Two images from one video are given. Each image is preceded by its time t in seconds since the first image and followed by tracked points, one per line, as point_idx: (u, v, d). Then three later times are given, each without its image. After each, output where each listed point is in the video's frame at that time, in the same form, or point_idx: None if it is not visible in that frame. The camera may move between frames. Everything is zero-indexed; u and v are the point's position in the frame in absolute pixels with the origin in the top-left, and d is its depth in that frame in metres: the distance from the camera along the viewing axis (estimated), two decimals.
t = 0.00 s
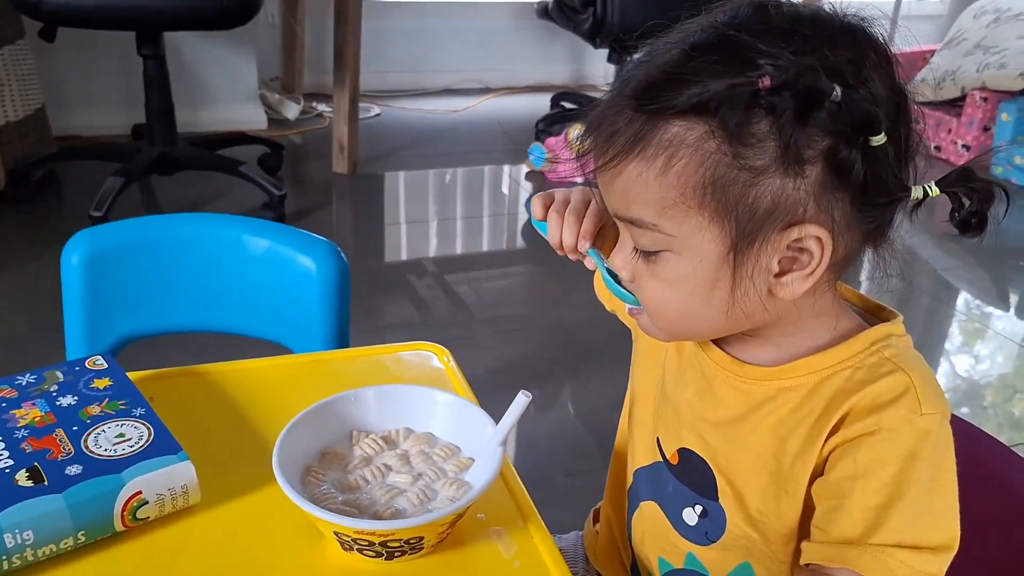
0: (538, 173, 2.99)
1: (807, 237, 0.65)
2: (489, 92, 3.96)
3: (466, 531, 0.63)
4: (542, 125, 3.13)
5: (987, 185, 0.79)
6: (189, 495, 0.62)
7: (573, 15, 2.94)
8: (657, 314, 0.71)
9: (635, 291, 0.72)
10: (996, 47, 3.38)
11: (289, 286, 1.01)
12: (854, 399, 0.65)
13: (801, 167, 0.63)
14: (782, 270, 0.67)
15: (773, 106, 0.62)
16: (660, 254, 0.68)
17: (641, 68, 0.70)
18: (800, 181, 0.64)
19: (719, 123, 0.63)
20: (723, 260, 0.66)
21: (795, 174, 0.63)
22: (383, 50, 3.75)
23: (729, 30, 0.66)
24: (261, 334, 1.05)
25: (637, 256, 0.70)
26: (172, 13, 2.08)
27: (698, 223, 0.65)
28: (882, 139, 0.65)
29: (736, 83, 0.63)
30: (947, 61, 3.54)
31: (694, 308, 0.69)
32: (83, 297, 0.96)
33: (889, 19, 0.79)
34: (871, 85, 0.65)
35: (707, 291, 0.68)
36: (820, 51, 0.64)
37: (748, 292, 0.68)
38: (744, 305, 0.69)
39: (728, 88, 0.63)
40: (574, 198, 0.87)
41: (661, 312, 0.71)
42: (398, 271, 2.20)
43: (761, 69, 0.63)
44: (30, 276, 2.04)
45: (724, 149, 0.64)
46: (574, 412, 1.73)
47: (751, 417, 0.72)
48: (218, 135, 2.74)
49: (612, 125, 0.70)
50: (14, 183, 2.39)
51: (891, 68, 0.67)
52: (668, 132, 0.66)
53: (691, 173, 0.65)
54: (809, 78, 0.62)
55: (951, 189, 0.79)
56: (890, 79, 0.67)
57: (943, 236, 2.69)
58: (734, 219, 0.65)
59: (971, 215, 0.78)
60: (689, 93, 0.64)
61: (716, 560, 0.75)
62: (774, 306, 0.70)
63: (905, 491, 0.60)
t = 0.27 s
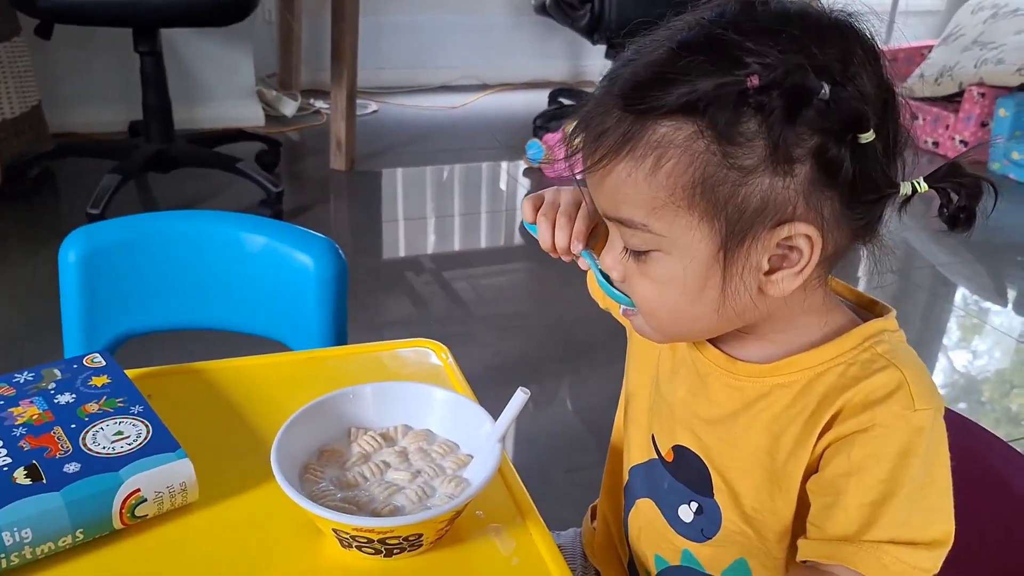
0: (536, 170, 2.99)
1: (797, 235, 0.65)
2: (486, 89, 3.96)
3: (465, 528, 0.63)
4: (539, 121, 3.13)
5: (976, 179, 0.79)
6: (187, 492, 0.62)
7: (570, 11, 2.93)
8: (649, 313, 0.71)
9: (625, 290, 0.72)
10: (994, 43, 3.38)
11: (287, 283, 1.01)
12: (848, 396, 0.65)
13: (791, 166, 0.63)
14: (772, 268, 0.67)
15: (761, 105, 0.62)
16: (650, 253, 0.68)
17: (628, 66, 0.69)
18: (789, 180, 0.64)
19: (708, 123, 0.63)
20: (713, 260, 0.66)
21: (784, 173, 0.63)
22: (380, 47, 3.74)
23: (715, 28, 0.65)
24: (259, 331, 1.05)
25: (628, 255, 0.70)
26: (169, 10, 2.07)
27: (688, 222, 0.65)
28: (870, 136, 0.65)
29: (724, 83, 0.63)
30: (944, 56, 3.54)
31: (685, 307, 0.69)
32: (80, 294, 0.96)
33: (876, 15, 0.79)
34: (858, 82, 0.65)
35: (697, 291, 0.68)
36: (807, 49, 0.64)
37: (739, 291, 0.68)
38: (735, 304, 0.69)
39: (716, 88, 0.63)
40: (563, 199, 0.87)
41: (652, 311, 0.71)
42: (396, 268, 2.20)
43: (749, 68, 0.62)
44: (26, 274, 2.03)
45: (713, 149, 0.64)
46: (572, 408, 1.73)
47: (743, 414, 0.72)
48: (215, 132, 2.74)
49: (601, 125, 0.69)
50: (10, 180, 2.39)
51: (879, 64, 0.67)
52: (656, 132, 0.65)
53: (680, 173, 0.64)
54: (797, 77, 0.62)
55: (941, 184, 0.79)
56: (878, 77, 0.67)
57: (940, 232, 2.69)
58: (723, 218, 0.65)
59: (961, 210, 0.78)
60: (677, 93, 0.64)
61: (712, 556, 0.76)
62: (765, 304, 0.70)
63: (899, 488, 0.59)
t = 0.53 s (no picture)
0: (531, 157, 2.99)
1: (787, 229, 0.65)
2: (478, 77, 3.95)
3: (467, 519, 0.63)
4: (533, 108, 3.12)
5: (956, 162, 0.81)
6: (193, 488, 0.63)
7: None
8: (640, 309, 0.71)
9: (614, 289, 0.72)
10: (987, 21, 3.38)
11: (286, 278, 1.01)
12: (839, 377, 0.66)
13: (779, 161, 0.64)
14: (763, 260, 0.68)
15: (750, 103, 0.62)
16: (641, 253, 0.68)
17: (608, 67, 0.69)
18: (778, 175, 0.64)
19: (696, 123, 0.63)
20: (705, 257, 0.66)
21: (773, 169, 0.64)
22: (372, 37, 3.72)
23: (697, 25, 0.65)
24: (259, 326, 1.05)
25: (617, 255, 0.69)
26: (161, 5, 2.07)
27: (679, 222, 0.65)
28: (855, 128, 0.66)
29: (711, 82, 0.63)
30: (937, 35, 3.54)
31: (677, 304, 0.69)
32: (80, 293, 0.96)
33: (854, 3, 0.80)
34: (841, 74, 0.65)
35: (689, 287, 0.68)
36: (791, 45, 0.64)
37: (730, 286, 0.68)
38: (726, 296, 0.69)
39: (704, 87, 0.63)
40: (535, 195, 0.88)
41: (644, 307, 0.71)
42: (393, 259, 2.20)
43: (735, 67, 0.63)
44: (24, 273, 2.03)
45: (702, 148, 0.64)
46: (571, 394, 1.74)
47: (734, 398, 0.73)
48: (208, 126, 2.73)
49: (586, 127, 0.69)
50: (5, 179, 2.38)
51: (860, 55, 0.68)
52: (643, 134, 0.65)
53: (670, 174, 0.64)
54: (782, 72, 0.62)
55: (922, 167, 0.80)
56: (860, 66, 0.67)
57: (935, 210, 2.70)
58: (714, 216, 0.65)
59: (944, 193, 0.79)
60: (664, 94, 0.64)
61: (709, 536, 0.76)
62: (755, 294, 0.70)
63: (891, 466, 0.60)
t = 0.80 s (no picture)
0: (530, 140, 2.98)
1: (791, 212, 0.65)
2: (476, 59, 3.93)
3: (469, 506, 0.64)
4: (532, 90, 3.11)
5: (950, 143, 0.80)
6: (195, 479, 0.63)
7: None
8: (639, 291, 0.70)
9: (613, 270, 0.71)
10: None
11: (285, 267, 1.01)
12: (819, 387, 0.64)
13: (786, 144, 0.63)
14: (762, 241, 0.67)
15: (758, 87, 0.61)
16: (644, 235, 0.67)
17: (608, 46, 0.67)
18: (783, 158, 0.64)
19: (704, 107, 0.62)
20: (709, 239, 0.66)
21: (780, 152, 0.63)
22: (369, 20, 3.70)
23: (702, 4, 0.64)
24: (259, 315, 1.05)
25: (618, 237, 0.69)
26: None
27: (684, 205, 0.64)
28: (858, 111, 0.66)
29: (718, 65, 0.62)
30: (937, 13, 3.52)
31: (679, 286, 0.68)
32: (79, 284, 0.96)
33: None
34: (843, 58, 0.66)
35: (692, 269, 0.67)
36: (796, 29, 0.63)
37: (732, 268, 0.68)
38: (727, 278, 0.69)
39: (712, 72, 0.61)
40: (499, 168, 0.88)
41: (643, 290, 0.70)
42: (393, 244, 2.20)
43: (744, 50, 0.61)
44: (24, 262, 2.03)
45: (710, 131, 0.63)
46: (572, 378, 1.74)
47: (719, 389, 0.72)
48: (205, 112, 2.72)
49: (587, 107, 0.67)
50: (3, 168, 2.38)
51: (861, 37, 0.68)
52: (650, 116, 0.64)
53: (677, 157, 0.63)
54: (788, 56, 0.62)
55: (919, 150, 0.79)
56: (859, 49, 0.67)
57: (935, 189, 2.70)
58: (719, 199, 0.64)
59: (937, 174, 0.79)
60: (671, 77, 0.62)
61: (691, 513, 0.77)
62: (754, 274, 0.70)
63: (860, 487, 0.59)
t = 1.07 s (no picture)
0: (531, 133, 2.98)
1: (796, 200, 0.66)
2: (477, 52, 3.92)
3: (471, 494, 0.64)
4: (533, 83, 3.10)
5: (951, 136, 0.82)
6: (196, 468, 0.63)
7: None
8: (642, 273, 0.70)
9: (615, 252, 0.70)
10: None
11: (286, 258, 1.01)
12: (804, 376, 0.67)
13: (798, 134, 0.64)
14: (766, 227, 0.67)
15: (774, 78, 0.62)
16: (652, 219, 0.66)
17: (622, 28, 0.66)
18: (793, 148, 0.64)
19: (721, 96, 0.62)
20: (716, 225, 0.66)
21: (791, 141, 0.64)
22: (370, 13, 3.69)
23: None
24: (261, 307, 1.05)
25: (622, 220, 0.68)
26: None
27: (695, 191, 0.64)
28: (866, 103, 0.67)
29: (736, 54, 0.61)
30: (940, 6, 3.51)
31: (684, 270, 0.68)
32: (79, 275, 0.96)
33: None
34: (856, 48, 0.66)
35: (698, 255, 0.67)
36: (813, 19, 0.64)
37: (737, 253, 0.68)
38: (730, 263, 0.69)
39: (730, 60, 0.61)
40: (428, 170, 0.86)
41: (646, 274, 0.69)
42: (393, 237, 2.20)
43: (761, 39, 0.61)
44: (24, 254, 2.03)
45: (725, 119, 0.62)
46: (572, 371, 1.74)
47: (706, 376, 0.74)
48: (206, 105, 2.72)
49: (599, 91, 0.66)
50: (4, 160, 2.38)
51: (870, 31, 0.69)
52: (665, 103, 0.63)
53: (691, 145, 0.63)
54: (805, 46, 0.62)
55: (919, 142, 0.81)
56: (867, 39, 0.68)
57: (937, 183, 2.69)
58: (730, 186, 0.64)
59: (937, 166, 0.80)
60: (689, 64, 0.62)
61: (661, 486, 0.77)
62: (753, 257, 0.70)
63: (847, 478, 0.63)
